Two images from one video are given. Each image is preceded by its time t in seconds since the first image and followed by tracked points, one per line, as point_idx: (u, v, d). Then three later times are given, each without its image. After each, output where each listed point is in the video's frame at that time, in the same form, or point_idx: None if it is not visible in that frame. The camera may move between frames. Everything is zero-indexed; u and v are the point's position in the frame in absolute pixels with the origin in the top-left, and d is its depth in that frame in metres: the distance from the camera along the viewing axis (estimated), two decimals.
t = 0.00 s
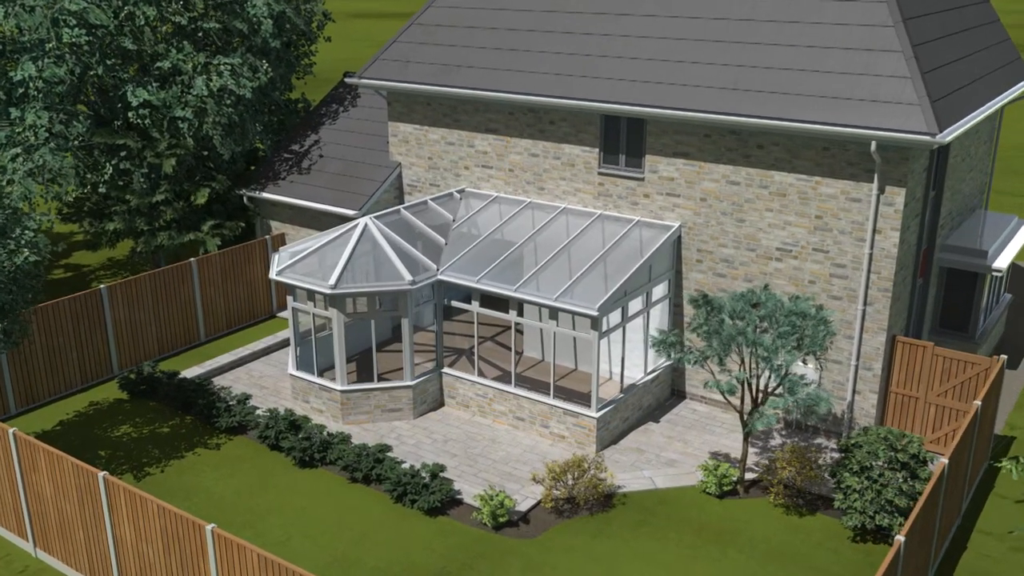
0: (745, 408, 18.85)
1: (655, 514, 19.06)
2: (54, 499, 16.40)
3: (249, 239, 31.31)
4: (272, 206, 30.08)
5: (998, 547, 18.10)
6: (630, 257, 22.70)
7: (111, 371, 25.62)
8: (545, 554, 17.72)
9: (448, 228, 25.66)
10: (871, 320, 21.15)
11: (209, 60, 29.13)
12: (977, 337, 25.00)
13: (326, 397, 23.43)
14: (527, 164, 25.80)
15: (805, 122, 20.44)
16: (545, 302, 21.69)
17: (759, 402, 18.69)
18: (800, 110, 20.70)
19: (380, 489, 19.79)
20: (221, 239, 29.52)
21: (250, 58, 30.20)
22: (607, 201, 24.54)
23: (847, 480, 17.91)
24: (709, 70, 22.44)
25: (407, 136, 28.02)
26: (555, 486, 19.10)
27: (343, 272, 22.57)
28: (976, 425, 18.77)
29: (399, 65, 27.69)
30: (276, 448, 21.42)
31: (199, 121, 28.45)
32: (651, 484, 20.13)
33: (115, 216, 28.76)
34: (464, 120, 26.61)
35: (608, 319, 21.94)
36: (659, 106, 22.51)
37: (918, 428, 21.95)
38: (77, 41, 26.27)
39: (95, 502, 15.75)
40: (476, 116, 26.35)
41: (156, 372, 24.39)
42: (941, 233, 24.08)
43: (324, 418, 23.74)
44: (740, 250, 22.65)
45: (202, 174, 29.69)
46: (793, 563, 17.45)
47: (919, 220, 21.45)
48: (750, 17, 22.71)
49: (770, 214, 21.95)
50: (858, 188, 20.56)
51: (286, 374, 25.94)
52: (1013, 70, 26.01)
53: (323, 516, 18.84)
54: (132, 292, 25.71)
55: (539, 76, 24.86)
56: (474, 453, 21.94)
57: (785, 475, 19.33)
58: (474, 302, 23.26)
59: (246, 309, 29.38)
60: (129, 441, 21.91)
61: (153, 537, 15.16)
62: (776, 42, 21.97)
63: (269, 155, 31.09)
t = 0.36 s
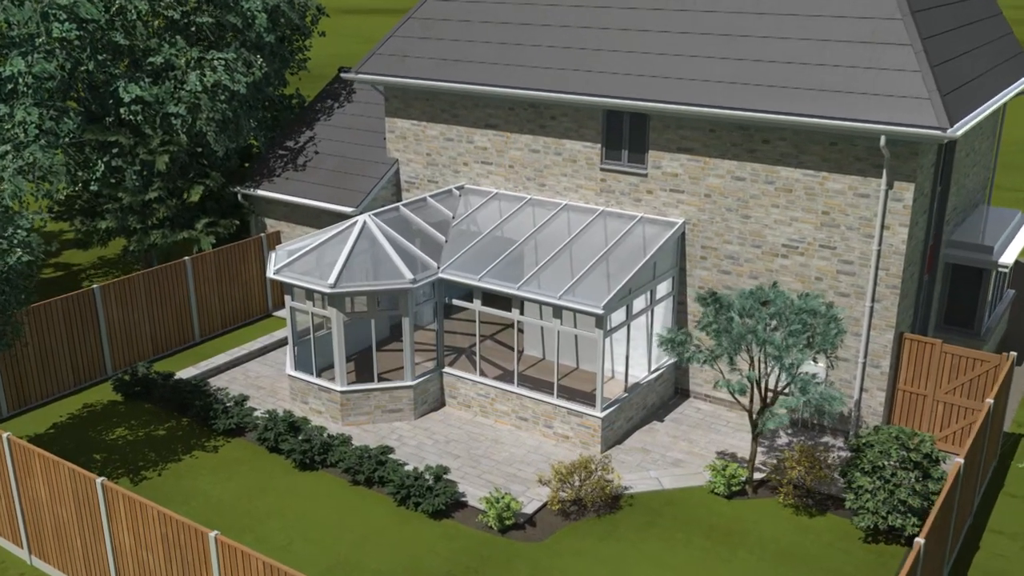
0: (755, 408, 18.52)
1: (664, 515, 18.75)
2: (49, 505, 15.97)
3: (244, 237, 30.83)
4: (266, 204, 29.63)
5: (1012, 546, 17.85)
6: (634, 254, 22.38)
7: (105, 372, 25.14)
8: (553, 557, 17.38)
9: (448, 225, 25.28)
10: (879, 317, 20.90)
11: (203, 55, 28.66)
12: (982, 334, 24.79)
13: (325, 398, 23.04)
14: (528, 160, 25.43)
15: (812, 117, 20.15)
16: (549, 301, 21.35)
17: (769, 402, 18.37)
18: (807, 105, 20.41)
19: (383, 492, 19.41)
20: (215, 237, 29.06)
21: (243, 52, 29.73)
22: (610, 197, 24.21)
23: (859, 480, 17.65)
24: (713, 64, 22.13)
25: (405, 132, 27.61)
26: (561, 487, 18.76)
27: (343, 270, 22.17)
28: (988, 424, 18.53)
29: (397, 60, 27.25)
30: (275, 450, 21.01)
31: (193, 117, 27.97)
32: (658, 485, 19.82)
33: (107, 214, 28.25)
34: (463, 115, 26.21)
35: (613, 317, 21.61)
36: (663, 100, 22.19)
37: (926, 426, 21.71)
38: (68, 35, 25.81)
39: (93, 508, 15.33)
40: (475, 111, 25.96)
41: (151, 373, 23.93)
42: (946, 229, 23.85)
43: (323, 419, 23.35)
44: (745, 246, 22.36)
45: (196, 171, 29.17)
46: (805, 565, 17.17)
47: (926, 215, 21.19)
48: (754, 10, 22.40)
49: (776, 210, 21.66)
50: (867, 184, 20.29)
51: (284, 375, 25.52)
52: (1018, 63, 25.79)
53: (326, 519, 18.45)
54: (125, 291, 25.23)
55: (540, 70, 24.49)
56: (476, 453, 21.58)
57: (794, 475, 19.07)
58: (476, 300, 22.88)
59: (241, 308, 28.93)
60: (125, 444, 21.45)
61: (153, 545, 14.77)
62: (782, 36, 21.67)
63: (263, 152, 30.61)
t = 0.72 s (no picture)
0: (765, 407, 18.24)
1: (672, 517, 18.43)
2: (46, 513, 15.53)
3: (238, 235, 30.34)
4: (261, 201, 29.15)
5: None
6: (638, 252, 22.05)
7: (98, 374, 24.67)
8: (562, 561, 17.04)
9: (447, 222, 24.90)
10: (887, 314, 20.64)
11: (196, 49, 28.10)
12: (988, 330, 24.58)
13: (324, 399, 22.64)
14: (528, 156, 25.07)
15: (820, 111, 19.86)
16: (553, 299, 21.00)
17: (778, 403, 18.04)
18: (814, 99, 20.11)
19: (386, 494, 19.04)
20: (210, 236, 28.58)
21: (237, 47, 29.21)
22: (612, 193, 23.87)
23: (871, 480, 17.39)
24: (718, 58, 21.81)
25: (402, 127, 27.20)
26: (568, 489, 18.42)
27: (342, 269, 21.77)
28: (1000, 422, 18.29)
29: (394, 54, 26.81)
30: (275, 452, 20.60)
31: (186, 113, 27.42)
32: (666, 486, 19.51)
33: (99, 213, 27.77)
34: (462, 111, 25.81)
35: (617, 316, 21.28)
36: (667, 95, 21.84)
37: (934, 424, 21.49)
38: (57, 29, 25.33)
39: (91, 515, 14.90)
40: (474, 106, 25.55)
41: (146, 374, 23.44)
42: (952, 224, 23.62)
43: (322, 420, 22.96)
44: (750, 243, 22.07)
45: (190, 169, 28.62)
46: (818, 567, 16.89)
47: (934, 211, 20.93)
48: (759, 3, 22.09)
49: (782, 206, 21.37)
50: (874, 179, 20.02)
51: (281, 375, 25.11)
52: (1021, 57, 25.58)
53: (328, 524, 18.05)
54: (119, 291, 24.74)
55: (541, 65, 24.11)
56: (480, 455, 21.22)
57: (804, 475, 18.79)
58: (477, 299, 22.51)
59: (236, 307, 28.47)
60: (120, 447, 20.99)
61: (155, 558, 14.38)
62: (787, 29, 21.37)
63: (257, 149, 30.10)
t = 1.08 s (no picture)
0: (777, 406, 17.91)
1: (681, 518, 18.14)
2: (41, 521, 15.11)
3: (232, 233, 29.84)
4: (255, 198, 28.63)
5: None
6: (642, 249, 21.74)
7: (91, 375, 24.19)
8: (571, 564, 16.72)
9: (447, 219, 24.51)
10: (895, 310, 20.40)
11: (189, 44, 27.56)
12: (993, 326, 24.37)
13: (324, 400, 22.24)
14: (529, 152, 24.69)
15: (828, 105, 19.57)
16: (557, 297, 20.66)
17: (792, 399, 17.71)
18: (822, 92, 19.82)
19: (389, 498, 18.67)
20: (203, 234, 28.11)
21: (231, 42, 28.68)
22: (614, 189, 23.53)
23: (884, 480, 17.15)
24: (723, 52, 21.50)
25: (399, 123, 26.78)
26: (576, 491, 18.10)
27: (341, 268, 21.36)
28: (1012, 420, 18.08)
29: (391, 48, 26.37)
30: (274, 455, 20.19)
31: (179, 109, 26.86)
32: (674, 487, 19.20)
33: (90, 211, 27.24)
34: (461, 106, 25.42)
35: (622, 314, 20.96)
36: (672, 89, 21.52)
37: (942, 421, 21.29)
38: (46, 24, 24.96)
39: (89, 522, 14.50)
40: (474, 101, 25.15)
41: (140, 376, 22.98)
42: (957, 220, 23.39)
43: (322, 421, 22.57)
44: (756, 239, 21.77)
45: (183, 165, 28.17)
46: (831, 568, 16.62)
47: (942, 206, 20.68)
48: None
49: (788, 202, 21.09)
50: (883, 174, 19.75)
51: (279, 376, 24.68)
52: None
53: (330, 528, 17.67)
54: (112, 291, 24.26)
55: (542, 59, 23.74)
56: (483, 456, 20.88)
57: (815, 475, 18.52)
58: (478, 297, 22.13)
59: (231, 306, 28.01)
60: (116, 451, 20.52)
61: (155, 559, 13.96)
62: (794, 22, 21.07)
63: (251, 145, 29.61)
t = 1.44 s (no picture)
0: (789, 404, 17.60)
1: (690, 519, 17.85)
2: (38, 530, 14.70)
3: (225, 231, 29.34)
4: (249, 196, 28.14)
5: None
6: (647, 246, 21.43)
7: (84, 377, 23.70)
8: (582, 568, 16.40)
9: (447, 216, 24.12)
10: (903, 307, 20.19)
11: (181, 39, 27.23)
12: (998, 322, 24.18)
13: (324, 401, 21.84)
14: (529, 148, 24.31)
15: (836, 99, 19.30)
16: (561, 295, 20.33)
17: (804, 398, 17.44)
18: (830, 86, 19.55)
19: (393, 501, 18.31)
20: (197, 232, 27.64)
21: (224, 35, 28.20)
22: (617, 185, 23.19)
23: (898, 480, 16.90)
24: (728, 45, 21.20)
25: (397, 119, 26.36)
26: (584, 492, 17.77)
27: (341, 266, 20.94)
28: None
29: (388, 43, 25.94)
30: (275, 458, 19.79)
31: (171, 105, 26.46)
32: (682, 487, 18.90)
33: (81, 209, 26.62)
34: (459, 102, 25.02)
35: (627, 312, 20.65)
36: (676, 83, 21.21)
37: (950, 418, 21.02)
38: (35, 18, 24.57)
39: (88, 531, 14.09)
40: (473, 96, 24.75)
41: (135, 378, 22.61)
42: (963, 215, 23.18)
43: (321, 423, 22.17)
44: (762, 235, 21.49)
45: (176, 162, 27.64)
46: (844, 569, 16.36)
47: (950, 201, 20.45)
48: None
49: (794, 197, 20.81)
50: (891, 169, 19.49)
51: (276, 376, 24.26)
52: None
53: (333, 533, 17.29)
54: (105, 291, 23.75)
55: (543, 53, 23.37)
56: (487, 457, 20.53)
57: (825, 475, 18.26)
58: (481, 296, 21.76)
59: (225, 306, 27.53)
60: (111, 454, 20.06)
61: (156, 568, 13.58)
62: (800, 15, 20.77)
63: (245, 141, 29.12)
